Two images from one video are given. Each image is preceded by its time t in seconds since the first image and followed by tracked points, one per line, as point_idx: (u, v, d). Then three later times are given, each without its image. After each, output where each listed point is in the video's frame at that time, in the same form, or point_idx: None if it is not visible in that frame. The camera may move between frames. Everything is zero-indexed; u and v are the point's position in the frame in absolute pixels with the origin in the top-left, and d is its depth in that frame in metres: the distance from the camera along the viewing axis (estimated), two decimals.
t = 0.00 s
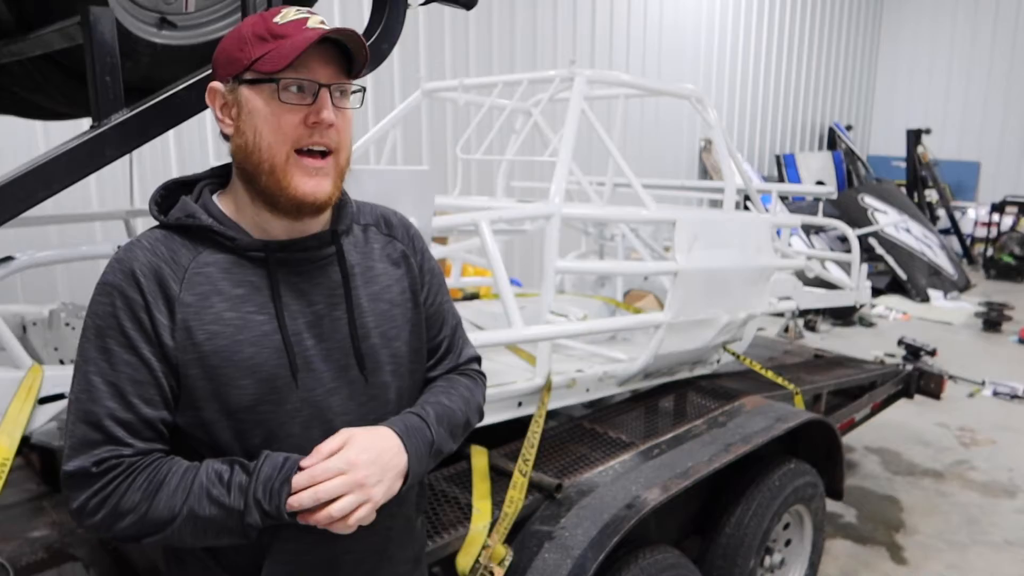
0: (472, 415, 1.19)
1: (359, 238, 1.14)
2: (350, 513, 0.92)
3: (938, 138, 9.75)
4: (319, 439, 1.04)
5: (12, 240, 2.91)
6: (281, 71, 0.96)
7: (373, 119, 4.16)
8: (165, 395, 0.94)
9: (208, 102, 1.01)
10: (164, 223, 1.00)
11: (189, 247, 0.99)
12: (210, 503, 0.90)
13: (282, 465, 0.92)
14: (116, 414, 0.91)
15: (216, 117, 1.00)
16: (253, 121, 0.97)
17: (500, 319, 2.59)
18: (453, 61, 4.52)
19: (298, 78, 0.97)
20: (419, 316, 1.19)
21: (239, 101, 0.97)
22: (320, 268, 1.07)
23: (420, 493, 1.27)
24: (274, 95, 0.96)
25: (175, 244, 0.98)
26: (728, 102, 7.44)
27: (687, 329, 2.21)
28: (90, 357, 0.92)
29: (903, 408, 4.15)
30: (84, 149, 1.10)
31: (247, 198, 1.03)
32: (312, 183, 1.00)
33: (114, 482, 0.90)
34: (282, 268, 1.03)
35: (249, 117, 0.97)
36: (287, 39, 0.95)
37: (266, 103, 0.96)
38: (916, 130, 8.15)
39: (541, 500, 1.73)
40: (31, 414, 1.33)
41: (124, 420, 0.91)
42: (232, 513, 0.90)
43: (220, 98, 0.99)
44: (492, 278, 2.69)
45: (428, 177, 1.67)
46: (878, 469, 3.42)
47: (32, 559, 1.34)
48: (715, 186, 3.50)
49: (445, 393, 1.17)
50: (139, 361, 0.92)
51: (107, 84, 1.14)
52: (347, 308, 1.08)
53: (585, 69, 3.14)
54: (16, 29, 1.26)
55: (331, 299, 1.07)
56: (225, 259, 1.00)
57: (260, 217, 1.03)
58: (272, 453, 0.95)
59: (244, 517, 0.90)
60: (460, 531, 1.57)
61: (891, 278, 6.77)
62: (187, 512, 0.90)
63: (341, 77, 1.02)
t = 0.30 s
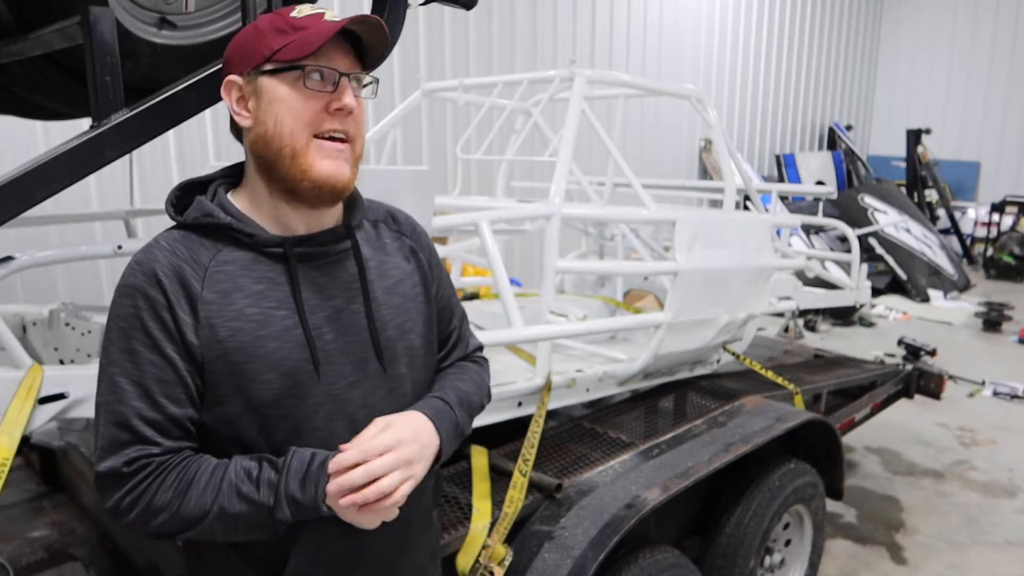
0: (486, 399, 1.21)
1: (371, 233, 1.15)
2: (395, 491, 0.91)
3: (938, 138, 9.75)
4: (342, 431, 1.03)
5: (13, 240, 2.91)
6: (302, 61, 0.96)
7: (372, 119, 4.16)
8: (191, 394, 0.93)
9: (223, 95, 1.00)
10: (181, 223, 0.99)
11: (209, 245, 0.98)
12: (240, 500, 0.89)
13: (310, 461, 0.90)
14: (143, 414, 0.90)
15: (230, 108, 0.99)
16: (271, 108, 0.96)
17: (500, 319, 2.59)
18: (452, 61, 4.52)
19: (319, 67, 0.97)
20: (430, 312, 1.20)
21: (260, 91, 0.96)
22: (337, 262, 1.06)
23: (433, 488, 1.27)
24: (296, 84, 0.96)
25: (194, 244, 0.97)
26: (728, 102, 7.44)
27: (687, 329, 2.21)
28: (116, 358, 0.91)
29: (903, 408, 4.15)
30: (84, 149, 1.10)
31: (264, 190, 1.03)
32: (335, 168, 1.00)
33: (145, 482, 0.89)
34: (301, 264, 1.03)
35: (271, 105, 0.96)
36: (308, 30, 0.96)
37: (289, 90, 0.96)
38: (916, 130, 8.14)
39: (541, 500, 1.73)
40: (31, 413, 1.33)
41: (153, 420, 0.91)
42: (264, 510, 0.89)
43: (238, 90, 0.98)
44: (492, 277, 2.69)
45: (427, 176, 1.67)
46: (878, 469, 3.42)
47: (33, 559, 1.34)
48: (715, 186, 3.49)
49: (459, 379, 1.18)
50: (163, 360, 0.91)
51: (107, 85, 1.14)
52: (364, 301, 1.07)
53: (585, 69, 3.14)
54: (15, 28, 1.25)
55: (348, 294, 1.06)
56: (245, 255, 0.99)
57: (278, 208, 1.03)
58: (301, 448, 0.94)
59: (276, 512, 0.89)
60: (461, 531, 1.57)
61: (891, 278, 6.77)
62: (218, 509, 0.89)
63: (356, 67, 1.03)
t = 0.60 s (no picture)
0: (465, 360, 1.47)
1: (364, 228, 1.17)
2: (398, 521, 0.86)
3: (938, 138, 9.74)
4: (364, 416, 1.04)
5: (12, 240, 2.91)
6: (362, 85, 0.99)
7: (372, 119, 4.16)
8: (197, 400, 0.91)
9: (266, 95, 0.98)
10: (182, 226, 1.00)
11: (223, 243, 0.98)
12: (239, 514, 0.86)
13: (315, 479, 0.87)
14: (148, 420, 0.88)
15: (272, 111, 0.98)
16: (326, 125, 0.98)
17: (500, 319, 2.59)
18: (452, 61, 4.52)
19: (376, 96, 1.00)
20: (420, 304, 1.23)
21: (317, 105, 0.97)
22: (344, 252, 1.09)
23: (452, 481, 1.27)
24: (353, 104, 0.99)
25: (202, 246, 0.96)
26: (728, 102, 7.44)
27: (687, 330, 2.21)
28: (120, 363, 0.89)
29: (903, 408, 4.15)
30: (84, 149, 1.10)
31: (289, 192, 1.04)
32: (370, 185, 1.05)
33: (144, 489, 0.86)
34: (314, 254, 1.04)
35: (327, 121, 0.98)
36: (372, 59, 0.99)
37: (346, 111, 0.98)
38: (916, 130, 8.14)
39: (541, 500, 1.73)
40: (31, 413, 1.33)
41: (155, 425, 0.88)
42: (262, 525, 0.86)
43: (290, 97, 0.97)
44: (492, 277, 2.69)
45: (427, 176, 1.67)
46: (879, 469, 3.41)
47: (33, 560, 1.34)
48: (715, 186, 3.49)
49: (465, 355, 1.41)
50: (169, 365, 0.89)
51: (107, 84, 1.14)
52: (370, 287, 1.10)
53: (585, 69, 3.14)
54: (16, 29, 1.26)
55: (355, 283, 1.08)
56: (256, 250, 0.99)
57: (297, 208, 1.05)
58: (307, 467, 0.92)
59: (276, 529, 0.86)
60: (461, 531, 1.58)
61: (891, 278, 6.76)
62: (216, 521, 0.86)
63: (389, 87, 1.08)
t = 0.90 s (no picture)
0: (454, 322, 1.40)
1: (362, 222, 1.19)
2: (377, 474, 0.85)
3: (939, 138, 9.74)
4: (377, 411, 1.04)
5: (12, 240, 2.91)
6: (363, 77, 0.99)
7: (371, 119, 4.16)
8: (204, 406, 0.90)
9: (267, 91, 0.98)
10: (185, 227, 0.98)
11: (234, 244, 0.97)
12: (214, 506, 0.84)
13: (287, 469, 0.85)
14: (153, 426, 0.87)
15: (274, 107, 0.97)
16: (329, 118, 0.98)
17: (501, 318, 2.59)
18: (453, 62, 4.52)
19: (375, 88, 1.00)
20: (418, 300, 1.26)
21: (319, 98, 0.97)
22: (351, 248, 1.10)
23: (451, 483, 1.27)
24: (355, 97, 0.99)
25: (218, 249, 0.95)
26: (728, 102, 7.44)
27: (687, 330, 2.21)
28: (126, 369, 0.87)
29: (903, 408, 4.15)
30: (83, 150, 1.10)
31: (293, 187, 1.04)
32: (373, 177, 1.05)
33: (125, 484, 0.85)
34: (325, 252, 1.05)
35: (330, 114, 0.98)
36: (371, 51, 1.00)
37: (348, 104, 0.99)
38: (916, 130, 8.15)
39: (540, 500, 1.73)
40: (31, 413, 1.33)
41: (160, 432, 0.88)
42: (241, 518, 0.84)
43: (292, 91, 0.97)
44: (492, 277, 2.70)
45: (428, 176, 1.66)
46: (878, 469, 3.41)
47: (32, 560, 1.34)
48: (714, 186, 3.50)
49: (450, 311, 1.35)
50: (180, 370, 0.88)
51: (107, 85, 1.14)
52: (377, 282, 1.11)
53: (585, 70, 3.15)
54: (16, 29, 1.26)
55: (363, 279, 1.09)
56: (273, 249, 0.99)
57: (302, 205, 1.05)
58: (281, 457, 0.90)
59: (256, 522, 0.84)
60: (461, 531, 1.58)
61: (891, 278, 6.76)
62: (194, 513, 0.85)
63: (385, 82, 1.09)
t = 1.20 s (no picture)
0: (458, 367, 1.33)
1: (361, 230, 1.17)
2: (306, 454, 0.91)
3: (939, 138, 9.74)
4: (355, 419, 1.04)
5: (12, 240, 2.91)
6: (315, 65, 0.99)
7: (372, 119, 4.16)
8: (154, 400, 0.94)
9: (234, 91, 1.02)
10: (178, 226, 1.00)
11: (209, 245, 0.98)
12: (140, 479, 0.90)
13: (206, 444, 0.90)
14: (101, 414, 0.92)
15: (237, 103, 1.00)
16: (278, 107, 0.98)
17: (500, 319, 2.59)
18: (453, 62, 4.53)
19: (330, 75, 0.99)
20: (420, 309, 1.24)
21: (270, 88, 0.98)
22: (335, 255, 1.08)
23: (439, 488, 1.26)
24: (306, 86, 0.98)
25: (192, 246, 0.97)
26: (728, 102, 7.43)
27: (687, 330, 2.21)
28: (88, 354, 0.93)
29: (903, 408, 4.15)
30: (83, 149, 1.10)
31: (265, 187, 1.03)
32: (337, 169, 1.01)
33: (64, 457, 0.92)
34: (305, 259, 1.04)
35: (279, 103, 0.98)
36: (323, 37, 0.98)
37: (299, 92, 0.98)
38: (917, 130, 8.14)
39: (541, 500, 1.73)
40: (31, 414, 1.33)
41: (107, 420, 0.92)
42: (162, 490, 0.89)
43: (249, 86, 1.00)
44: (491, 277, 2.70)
45: (428, 176, 1.66)
46: (878, 469, 3.41)
47: (32, 559, 1.32)
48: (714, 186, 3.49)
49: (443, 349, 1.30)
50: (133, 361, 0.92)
51: (107, 84, 1.14)
52: (363, 293, 1.08)
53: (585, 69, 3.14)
54: (16, 29, 1.26)
55: (347, 288, 1.07)
56: (246, 253, 0.99)
57: (277, 206, 1.04)
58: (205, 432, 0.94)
59: (175, 494, 0.89)
60: (460, 531, 1.57)
61: (891, 278, 6.77)
62: (121, 486, 0.90)
63: (366, 78, 1.06)
